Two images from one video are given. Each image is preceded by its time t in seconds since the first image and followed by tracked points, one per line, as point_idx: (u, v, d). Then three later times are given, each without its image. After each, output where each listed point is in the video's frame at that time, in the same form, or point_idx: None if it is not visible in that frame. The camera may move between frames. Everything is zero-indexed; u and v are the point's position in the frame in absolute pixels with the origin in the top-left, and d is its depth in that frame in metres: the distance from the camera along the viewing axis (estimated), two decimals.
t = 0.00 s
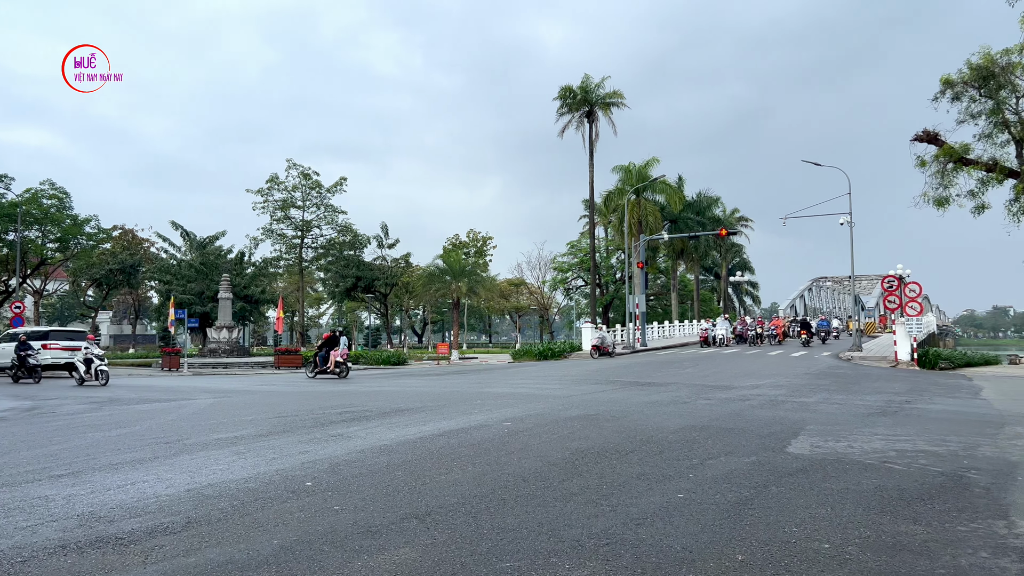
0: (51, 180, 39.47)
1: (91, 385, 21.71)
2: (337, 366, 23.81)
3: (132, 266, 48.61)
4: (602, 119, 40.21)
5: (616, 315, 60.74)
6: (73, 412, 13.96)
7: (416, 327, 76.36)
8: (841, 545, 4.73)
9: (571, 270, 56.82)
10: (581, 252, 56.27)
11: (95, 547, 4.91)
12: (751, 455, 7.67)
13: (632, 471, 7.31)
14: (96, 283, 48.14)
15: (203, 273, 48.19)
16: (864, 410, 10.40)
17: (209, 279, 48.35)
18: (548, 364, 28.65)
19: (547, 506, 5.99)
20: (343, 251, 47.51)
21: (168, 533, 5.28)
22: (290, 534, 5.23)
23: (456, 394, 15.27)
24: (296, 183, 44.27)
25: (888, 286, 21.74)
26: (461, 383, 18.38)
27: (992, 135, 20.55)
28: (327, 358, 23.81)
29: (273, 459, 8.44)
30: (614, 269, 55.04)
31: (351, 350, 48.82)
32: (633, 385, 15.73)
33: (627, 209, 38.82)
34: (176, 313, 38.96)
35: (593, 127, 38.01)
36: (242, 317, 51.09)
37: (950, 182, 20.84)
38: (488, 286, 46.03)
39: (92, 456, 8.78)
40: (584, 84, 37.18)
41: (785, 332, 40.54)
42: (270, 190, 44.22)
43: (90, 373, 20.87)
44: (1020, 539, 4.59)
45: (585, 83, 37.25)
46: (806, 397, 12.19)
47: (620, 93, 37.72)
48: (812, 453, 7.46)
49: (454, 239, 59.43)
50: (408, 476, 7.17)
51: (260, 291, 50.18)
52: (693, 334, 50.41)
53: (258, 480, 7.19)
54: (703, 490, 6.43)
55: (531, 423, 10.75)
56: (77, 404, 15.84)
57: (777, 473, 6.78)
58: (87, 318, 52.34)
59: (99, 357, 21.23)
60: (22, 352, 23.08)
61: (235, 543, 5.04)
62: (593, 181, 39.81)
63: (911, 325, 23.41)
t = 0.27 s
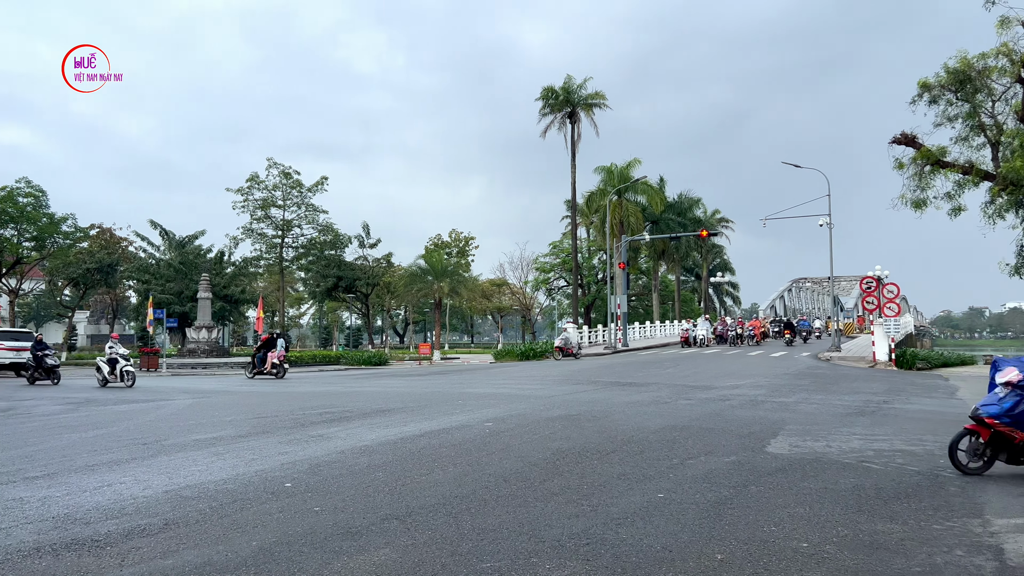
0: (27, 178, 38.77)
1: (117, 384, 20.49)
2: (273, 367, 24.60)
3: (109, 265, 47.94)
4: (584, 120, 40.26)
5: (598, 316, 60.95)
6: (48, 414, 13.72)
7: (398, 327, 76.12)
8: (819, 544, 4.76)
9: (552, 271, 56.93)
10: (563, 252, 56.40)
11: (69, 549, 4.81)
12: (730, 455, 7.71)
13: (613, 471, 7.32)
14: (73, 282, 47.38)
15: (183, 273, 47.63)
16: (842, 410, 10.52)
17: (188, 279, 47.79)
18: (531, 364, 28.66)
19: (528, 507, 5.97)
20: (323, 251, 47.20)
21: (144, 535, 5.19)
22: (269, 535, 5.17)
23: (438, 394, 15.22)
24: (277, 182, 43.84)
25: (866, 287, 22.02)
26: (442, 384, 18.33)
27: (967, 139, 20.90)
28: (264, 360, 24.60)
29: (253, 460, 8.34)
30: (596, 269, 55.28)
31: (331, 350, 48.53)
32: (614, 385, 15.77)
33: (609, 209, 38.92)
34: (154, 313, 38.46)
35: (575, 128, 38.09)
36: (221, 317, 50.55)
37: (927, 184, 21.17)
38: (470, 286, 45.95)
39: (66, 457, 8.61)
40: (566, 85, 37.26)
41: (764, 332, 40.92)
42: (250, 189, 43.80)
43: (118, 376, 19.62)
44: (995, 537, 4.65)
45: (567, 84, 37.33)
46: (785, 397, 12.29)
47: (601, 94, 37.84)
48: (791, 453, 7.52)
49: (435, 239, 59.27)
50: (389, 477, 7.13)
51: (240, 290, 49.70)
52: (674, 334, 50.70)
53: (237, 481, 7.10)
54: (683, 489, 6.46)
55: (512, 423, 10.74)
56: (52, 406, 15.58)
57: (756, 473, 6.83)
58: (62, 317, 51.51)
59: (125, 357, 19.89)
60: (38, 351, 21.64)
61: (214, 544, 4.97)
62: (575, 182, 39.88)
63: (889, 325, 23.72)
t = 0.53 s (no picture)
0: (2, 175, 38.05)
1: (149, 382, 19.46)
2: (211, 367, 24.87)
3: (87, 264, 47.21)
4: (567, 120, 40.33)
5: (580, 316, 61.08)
6: (23, 414, 13.47)
7: (380, 327, 75.76)
8: (798, 543, 4.80)
9: (535, 271, 56.96)
10: (546, 253, 56.46)
11: (43, 551, 4.73)
12: (711, 455, 7.75)
13: (594, 471, 7.33)
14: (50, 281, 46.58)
15: (162, 272, 47.02)
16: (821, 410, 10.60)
17: (168, 278, 47.18)
18: (513, 364, 28.63)
19: (510, 507, 5.96)
20: (305, 250, 46.85)
21: (121, 537, 5.11)
22: (248, 536, 5.12)
23: (420, 394, 15.15)
24: (257, 181, 43.44)
25: (846, 287, 22.26)
26: (425, 384, 18.25)
27: (945, 141, 21.22)
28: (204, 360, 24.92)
29: (232, 460, 8.24)
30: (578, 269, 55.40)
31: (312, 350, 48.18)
32: (596, 385, 15.79)
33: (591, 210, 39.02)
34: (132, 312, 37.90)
35: (558, 128, 38.14)
36: (201, 317, 50.00)
37: (905, 186, 21.47)
38: (452, 285, 45.84)
39: (41, 458, 8.46)
40: (549, 85, 37.32)
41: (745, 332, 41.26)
42: (230, 188, 43.35)
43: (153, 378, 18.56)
44: (969, 535, 4.72)
45: (549, 85, 37.38)
46: (765, 397, 12.37)
47: (584, 95, 37.93)
48: (770, 453, 7.58)
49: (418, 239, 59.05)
50: (370, 477, 7.08)
51: (220, 290, 49.17)
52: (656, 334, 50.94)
53: (216, 482, 7.01)
54: (664, 489, 6.47)
55: (494, 423, 10.71)
56: (27, 406, 15.30)
57: (736, 472, 6.86)
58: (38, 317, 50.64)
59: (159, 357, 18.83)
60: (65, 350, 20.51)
61: (192, 546, 4.90)
62: (558, 182, 39.90)
63: (867, 326, 23.99)
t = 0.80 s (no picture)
0: None
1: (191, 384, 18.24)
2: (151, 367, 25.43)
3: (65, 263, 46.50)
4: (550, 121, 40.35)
5: (563, 316, 61.20)
6: None
7: (362, 326, 75.40)
8: (777, 543, 4.83)
9: (518, 270, 56.98)
10: (529, 252, 56.50)
11: (18, 554, 4.64)
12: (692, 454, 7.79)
13: (576, 471, 7.34)
14: (26, 279, 45.81)
15: (142, 270, 46.43)
16: (801, 410, 10.68)
17: (147, 276, 46.61)
18: (497, 364, 28.61)
19: (492, 507, 5.95)
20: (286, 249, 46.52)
21: (99, 538, 5.03)
22: (228, 537, 5.06)
23: (403, 394, 15.09)
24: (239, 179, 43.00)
25: (826, 288, 22.46)
26: (408, 384, 18.17)
27: (924, 144, 21.51)
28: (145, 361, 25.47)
29: (212, 461, 8.15)
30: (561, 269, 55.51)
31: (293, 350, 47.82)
32: (579, 385, 15.80)
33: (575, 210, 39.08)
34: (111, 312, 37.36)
35: (541, 129, 38.15)
36: (182, 316, 49.49)
37: (884, 188, 21.73)
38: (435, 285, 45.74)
39: (17, 459, 8.30)
40: (532, 85, 37.31)
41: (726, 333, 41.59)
42: (211, 186, 42.91)
43: (194, 379, 17.41)
44: (947, 533, 4.78)
45: (533, 85, 37.38)
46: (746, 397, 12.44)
47: (567, 95, 37.99)
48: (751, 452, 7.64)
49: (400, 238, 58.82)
50: (351, 478, 7.03)
51: (200, 289, 48.67)
52: (638, 335, 51.16)
53: (196, 483, 6.93)
54: (645, 489, 6.50)
55: (477, 423, 10.69)
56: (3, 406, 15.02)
57: (716, 472, 6.90)
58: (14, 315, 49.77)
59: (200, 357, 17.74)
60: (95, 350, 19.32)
61: (171, 547, 4.83)
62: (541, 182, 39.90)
63: (847, 326, 24.27)
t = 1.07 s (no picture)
0: None
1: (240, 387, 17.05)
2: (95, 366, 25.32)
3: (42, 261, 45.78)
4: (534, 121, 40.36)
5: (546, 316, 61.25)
6: None
7: (344, 326, 74.95)
8: (758, 541, 4.86)
9: (502, 270, 56.95)
10: (512, 252, 56.51)
11: None
12: (675, 453, 7.82)
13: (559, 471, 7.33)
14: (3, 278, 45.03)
15: (122, 269, 45.85)
16: (782, 410, 10.76)
17: (127, 275, 46.03)
18: (480, 364, 28.56)
19: (475, 507, 5.93)
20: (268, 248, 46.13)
21: (77, 539, 4.94)
22: (209, 538, 4.99)
23: (386, 394, 15.00)
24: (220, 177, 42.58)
25: (807, 289, 22.66)
26: (391, 384, 18.08)
27: (903, 146, 21.81)
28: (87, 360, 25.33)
29: (193, 461, 8.05)
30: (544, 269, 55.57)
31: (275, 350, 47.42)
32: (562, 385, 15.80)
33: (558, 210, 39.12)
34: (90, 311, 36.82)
35: (525, 129, 38.15)
36: (162, 316, 48.93)
37: (865, 190, 21.99)
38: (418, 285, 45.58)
39: None
40: (516, 85, 37.30)
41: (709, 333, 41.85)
42: (192, 184, 42.45)
43: (247, 380, 16.30)
44: (925, 532, 4.83)
45: (517, 85, 37.37)
46: (728, 397, 12.51)
47: (551, 96, 38.03)
48: (733, 452, 7.68)
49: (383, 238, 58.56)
50: (334, 478, 6.97)
51: (181, 288, 48.13)
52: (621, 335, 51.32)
53: (177, 483, 6.84)
54: (627, 488, 6.51)
55: (460, 424, 10.66)
56: None
57: (699, 471, 6.93)
58: None
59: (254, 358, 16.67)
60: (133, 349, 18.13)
61: (151, 549, 4.76)
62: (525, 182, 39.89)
63: (827, 327, 24.50)
